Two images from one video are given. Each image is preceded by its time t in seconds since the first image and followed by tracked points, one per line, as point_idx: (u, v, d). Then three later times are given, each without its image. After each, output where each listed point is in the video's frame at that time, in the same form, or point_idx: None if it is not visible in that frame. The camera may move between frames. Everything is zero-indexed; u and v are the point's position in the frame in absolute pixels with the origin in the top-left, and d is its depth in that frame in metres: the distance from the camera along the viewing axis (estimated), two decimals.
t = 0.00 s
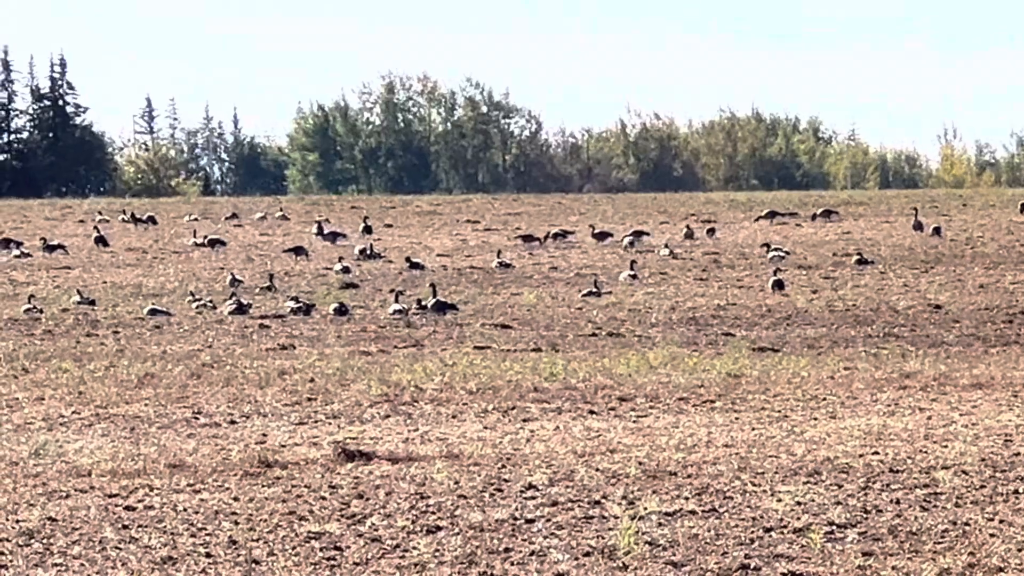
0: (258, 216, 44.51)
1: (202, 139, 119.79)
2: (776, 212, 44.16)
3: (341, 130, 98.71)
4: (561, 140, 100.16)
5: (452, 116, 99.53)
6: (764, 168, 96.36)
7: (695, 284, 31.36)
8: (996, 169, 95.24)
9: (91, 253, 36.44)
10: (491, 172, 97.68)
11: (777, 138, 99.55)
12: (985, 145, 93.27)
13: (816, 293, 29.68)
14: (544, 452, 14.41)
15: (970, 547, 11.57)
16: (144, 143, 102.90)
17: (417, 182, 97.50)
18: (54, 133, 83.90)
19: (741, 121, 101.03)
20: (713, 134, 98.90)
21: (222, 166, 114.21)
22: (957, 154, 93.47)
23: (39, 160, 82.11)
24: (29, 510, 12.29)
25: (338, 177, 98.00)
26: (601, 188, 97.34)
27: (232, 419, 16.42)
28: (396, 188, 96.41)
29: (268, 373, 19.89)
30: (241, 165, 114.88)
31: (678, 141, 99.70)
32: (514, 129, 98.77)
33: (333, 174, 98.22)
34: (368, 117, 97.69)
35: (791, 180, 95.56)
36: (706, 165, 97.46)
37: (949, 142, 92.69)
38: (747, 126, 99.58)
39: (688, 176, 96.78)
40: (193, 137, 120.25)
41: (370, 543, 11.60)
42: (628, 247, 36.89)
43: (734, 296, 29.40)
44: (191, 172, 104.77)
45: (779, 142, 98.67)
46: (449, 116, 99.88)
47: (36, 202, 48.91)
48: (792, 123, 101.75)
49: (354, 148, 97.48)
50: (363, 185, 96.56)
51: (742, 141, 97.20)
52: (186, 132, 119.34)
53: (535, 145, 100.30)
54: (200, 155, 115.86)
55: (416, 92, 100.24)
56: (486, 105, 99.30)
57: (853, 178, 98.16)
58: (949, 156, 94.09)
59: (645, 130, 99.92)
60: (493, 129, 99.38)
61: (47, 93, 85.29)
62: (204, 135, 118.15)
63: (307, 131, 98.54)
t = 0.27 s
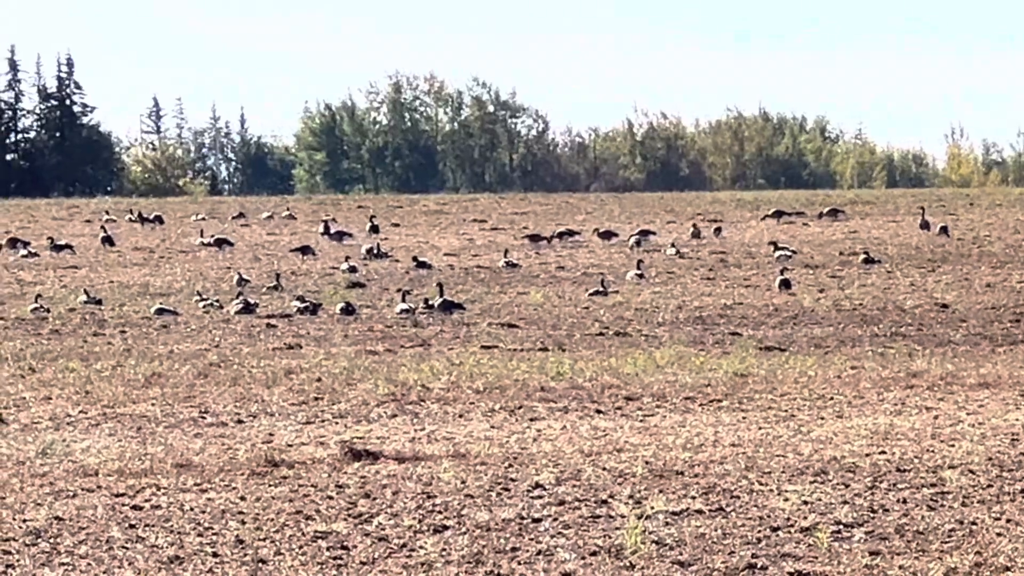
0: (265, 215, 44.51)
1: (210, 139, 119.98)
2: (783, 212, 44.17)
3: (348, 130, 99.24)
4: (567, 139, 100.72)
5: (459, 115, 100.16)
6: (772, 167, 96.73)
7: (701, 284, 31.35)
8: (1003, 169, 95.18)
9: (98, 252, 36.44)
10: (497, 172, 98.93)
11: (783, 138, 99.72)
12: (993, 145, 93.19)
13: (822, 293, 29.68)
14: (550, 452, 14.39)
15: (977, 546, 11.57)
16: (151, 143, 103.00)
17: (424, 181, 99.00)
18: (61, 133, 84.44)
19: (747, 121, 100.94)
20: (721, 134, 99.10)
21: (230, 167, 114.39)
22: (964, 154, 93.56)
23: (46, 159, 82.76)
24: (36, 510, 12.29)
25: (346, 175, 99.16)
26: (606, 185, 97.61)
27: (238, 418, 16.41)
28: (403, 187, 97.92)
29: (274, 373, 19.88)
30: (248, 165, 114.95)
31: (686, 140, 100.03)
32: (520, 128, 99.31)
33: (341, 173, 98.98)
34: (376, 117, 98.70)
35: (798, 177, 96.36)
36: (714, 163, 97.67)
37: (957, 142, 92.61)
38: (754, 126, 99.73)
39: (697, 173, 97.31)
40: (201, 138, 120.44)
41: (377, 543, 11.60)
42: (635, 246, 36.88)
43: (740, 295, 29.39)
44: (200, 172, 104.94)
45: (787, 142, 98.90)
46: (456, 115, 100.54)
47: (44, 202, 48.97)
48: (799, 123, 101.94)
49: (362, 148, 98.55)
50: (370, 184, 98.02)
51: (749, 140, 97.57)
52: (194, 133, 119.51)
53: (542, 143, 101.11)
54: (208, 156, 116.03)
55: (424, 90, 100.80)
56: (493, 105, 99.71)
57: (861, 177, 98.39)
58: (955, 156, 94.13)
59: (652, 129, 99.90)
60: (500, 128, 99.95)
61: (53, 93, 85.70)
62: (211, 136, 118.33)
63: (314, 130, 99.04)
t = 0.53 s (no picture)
0: (279, 215, 44.54)
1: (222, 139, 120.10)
2: (795, 212, 44.18)
3: (361, 130, 98.63)
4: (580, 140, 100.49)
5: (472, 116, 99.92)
6: (785, 167, 96.68)
7: (714, 284, 31.38)
8: (1013, 168, 95.22)
9: (112, 252, 36.48)
10: (511, 172, 98.45)
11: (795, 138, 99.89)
12: (1005, 144, 93.21)
13: (834, 292, 29.72)
14: (565, 451, 14.42)
15: (990, 544, 11.61)
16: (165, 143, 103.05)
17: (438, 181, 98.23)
18: (76, 133, 84.30)
19: (758, 122, 101.04)
20: (733, 134, 99.29)
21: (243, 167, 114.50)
22: (974, 153, 93.59)
23: (59, 160, 82.70)
24: (51, 508, 12.34)
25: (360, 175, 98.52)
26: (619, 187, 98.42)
27: (253, 417, 16.45)
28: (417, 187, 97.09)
29: (289, 371, 19.92)
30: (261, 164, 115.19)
31: (699, 141, 100.30)
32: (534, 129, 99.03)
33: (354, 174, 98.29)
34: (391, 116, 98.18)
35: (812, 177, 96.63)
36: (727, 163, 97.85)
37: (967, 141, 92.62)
38: (765, 127, 99.95)
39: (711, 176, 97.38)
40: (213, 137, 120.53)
41: (391, 541, 11.65)
42: (646, 245, 36.92)
43: (753, 294, 29.44)
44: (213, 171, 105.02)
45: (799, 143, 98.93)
46: (469, 116, 100.25)
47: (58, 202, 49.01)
48: (811, 122, 102.10)
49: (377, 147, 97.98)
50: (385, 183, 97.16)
51: (762, 141, 97.77)
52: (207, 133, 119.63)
53: (554, 144, 100.71)
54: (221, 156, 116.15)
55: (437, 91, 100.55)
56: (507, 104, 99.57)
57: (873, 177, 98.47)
58: (966, 155, 94.15)
59: (665, 129, 100.89)
60: (514, 129, 99.66)
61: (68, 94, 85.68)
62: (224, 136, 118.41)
63: (327, 130, 98.52)
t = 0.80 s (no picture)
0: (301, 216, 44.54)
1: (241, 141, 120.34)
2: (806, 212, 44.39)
3: (379, 131, 98.81)
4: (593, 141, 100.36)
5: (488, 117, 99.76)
6: (795, 167, 97.18)
7: (727, 283, 31.61)
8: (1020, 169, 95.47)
9: (133, 251, 36.65)
10: (526, 174, 98.40)
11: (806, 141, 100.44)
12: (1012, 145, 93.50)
13: (843, 290, 29.95)
14: (579, 447, 14.64)
15: (996, 538, 11.83)
16: (187, 146, 103.05)
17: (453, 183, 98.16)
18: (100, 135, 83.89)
19: (768, 124, 101.81)
20: (744, 136, 99.89)
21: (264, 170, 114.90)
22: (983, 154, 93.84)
23: (83, 163, 82.10)
24: (75, 504, 12.56)
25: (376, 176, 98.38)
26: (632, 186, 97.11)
27: (273, 414, 16.66)
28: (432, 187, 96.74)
29: (307, 369, 20.15)
30: (282, 165, 115.47)
31: (710, 142, 100.69)
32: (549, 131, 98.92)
33: (371, 175, 98.36)
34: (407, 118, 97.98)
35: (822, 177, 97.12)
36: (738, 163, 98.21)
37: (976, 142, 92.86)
38: (775, 129, 100.71)
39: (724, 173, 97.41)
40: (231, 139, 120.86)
41: (408, 536, 11.86)
42: (659, 245, 37.10)
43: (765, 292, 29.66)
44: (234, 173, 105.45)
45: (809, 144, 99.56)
46: (485, 117, 100.12)
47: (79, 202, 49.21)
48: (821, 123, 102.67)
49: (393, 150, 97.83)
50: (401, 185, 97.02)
51: (772, 141, 98.74)
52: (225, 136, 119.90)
53: (568, 146, 100.54)
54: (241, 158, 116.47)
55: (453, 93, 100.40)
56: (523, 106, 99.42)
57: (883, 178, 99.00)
58: (974, 156, 94.40)
59: (677, 132, 100.58)
60: (529, 131, 99.57)
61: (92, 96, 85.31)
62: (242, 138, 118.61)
63: (346, 132, 99.04)
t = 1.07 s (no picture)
0: (332, 219, 44.89)
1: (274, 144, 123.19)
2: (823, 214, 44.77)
3: (410, 136, 100.53)
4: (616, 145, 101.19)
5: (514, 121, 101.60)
6: (812, 170, 97.62)
7: (746, 282, 32.01)
8: None
9: (172, 253, 37.03)
10: (551, 177, 100.76)
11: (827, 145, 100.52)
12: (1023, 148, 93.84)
13: (859, 290, 30.33)
14: (604, 442, 15.01)
15: (1008, 530, 12.19)
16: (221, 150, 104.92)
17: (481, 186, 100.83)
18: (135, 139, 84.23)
19: (788, 129, 102.35)
20: (763, 141, 100.45)
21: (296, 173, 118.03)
22: (996, 158, 94.20)
23: (120, 165, 82.56)
24: (113, 498, 12.98)
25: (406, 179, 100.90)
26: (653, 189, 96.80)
27: (306, 410, 17.05)
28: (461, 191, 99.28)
29: (339, 367, 20.56)
30: (314, 169, 118.42)
31: (730, 145, 100.79)
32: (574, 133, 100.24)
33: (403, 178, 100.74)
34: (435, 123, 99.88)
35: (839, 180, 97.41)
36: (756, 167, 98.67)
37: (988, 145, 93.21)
38: (793, 133, 101.20)
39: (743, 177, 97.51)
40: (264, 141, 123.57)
41: (438, 528, 12.23)
42: (680, 247, 37.38)
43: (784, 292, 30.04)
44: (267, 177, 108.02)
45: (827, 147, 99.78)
46: (512, 122, 101.93)
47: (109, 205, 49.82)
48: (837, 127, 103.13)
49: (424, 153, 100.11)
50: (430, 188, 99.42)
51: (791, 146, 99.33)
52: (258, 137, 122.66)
53: (592, 149, 102.04)
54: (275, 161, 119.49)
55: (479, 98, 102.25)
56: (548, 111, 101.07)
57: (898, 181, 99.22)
58: (987, 159, 94.78)
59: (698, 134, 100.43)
60: (554, 135, 101.47)
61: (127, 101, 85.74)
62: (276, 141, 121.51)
63: (377, 137, 101.53)
